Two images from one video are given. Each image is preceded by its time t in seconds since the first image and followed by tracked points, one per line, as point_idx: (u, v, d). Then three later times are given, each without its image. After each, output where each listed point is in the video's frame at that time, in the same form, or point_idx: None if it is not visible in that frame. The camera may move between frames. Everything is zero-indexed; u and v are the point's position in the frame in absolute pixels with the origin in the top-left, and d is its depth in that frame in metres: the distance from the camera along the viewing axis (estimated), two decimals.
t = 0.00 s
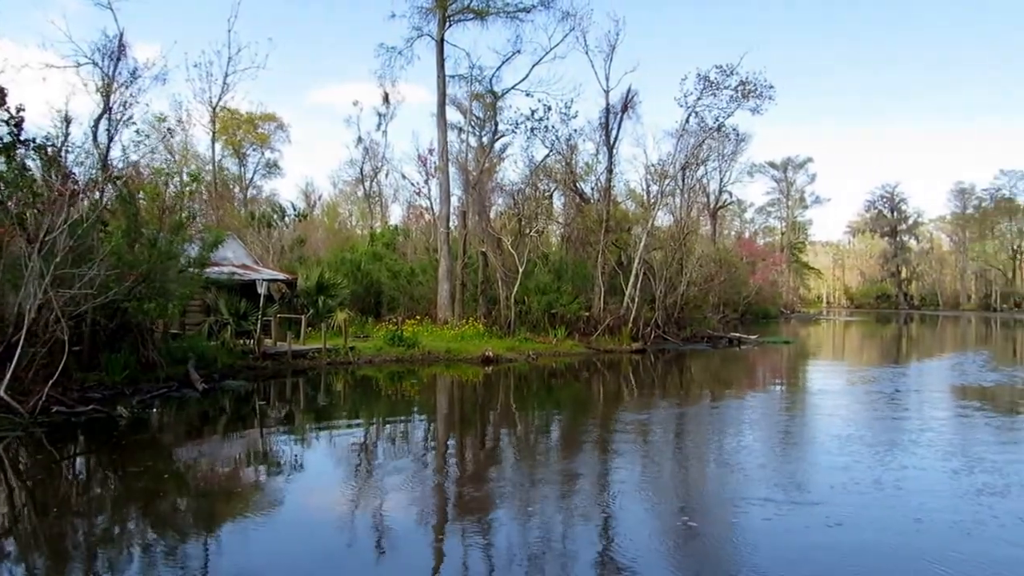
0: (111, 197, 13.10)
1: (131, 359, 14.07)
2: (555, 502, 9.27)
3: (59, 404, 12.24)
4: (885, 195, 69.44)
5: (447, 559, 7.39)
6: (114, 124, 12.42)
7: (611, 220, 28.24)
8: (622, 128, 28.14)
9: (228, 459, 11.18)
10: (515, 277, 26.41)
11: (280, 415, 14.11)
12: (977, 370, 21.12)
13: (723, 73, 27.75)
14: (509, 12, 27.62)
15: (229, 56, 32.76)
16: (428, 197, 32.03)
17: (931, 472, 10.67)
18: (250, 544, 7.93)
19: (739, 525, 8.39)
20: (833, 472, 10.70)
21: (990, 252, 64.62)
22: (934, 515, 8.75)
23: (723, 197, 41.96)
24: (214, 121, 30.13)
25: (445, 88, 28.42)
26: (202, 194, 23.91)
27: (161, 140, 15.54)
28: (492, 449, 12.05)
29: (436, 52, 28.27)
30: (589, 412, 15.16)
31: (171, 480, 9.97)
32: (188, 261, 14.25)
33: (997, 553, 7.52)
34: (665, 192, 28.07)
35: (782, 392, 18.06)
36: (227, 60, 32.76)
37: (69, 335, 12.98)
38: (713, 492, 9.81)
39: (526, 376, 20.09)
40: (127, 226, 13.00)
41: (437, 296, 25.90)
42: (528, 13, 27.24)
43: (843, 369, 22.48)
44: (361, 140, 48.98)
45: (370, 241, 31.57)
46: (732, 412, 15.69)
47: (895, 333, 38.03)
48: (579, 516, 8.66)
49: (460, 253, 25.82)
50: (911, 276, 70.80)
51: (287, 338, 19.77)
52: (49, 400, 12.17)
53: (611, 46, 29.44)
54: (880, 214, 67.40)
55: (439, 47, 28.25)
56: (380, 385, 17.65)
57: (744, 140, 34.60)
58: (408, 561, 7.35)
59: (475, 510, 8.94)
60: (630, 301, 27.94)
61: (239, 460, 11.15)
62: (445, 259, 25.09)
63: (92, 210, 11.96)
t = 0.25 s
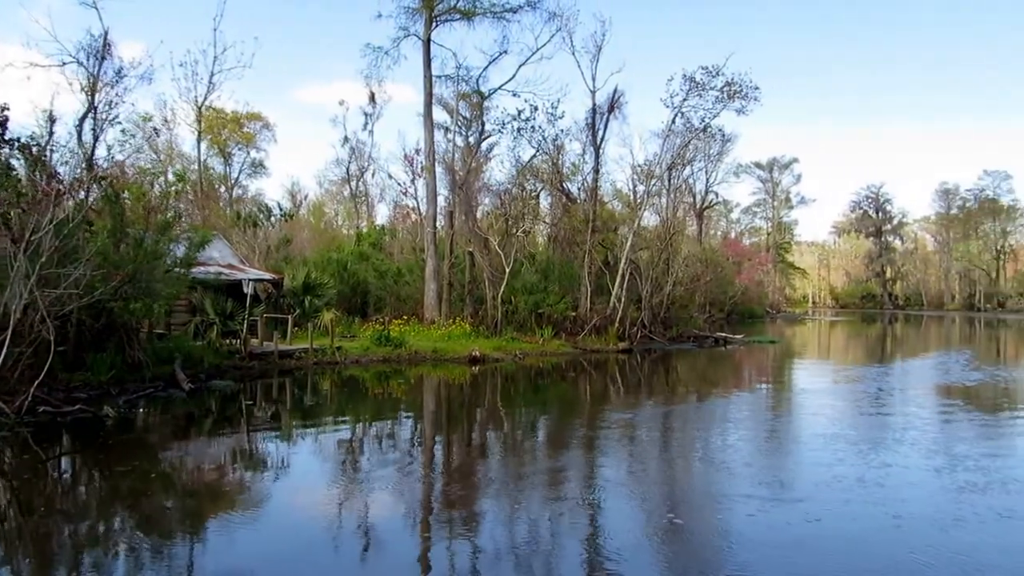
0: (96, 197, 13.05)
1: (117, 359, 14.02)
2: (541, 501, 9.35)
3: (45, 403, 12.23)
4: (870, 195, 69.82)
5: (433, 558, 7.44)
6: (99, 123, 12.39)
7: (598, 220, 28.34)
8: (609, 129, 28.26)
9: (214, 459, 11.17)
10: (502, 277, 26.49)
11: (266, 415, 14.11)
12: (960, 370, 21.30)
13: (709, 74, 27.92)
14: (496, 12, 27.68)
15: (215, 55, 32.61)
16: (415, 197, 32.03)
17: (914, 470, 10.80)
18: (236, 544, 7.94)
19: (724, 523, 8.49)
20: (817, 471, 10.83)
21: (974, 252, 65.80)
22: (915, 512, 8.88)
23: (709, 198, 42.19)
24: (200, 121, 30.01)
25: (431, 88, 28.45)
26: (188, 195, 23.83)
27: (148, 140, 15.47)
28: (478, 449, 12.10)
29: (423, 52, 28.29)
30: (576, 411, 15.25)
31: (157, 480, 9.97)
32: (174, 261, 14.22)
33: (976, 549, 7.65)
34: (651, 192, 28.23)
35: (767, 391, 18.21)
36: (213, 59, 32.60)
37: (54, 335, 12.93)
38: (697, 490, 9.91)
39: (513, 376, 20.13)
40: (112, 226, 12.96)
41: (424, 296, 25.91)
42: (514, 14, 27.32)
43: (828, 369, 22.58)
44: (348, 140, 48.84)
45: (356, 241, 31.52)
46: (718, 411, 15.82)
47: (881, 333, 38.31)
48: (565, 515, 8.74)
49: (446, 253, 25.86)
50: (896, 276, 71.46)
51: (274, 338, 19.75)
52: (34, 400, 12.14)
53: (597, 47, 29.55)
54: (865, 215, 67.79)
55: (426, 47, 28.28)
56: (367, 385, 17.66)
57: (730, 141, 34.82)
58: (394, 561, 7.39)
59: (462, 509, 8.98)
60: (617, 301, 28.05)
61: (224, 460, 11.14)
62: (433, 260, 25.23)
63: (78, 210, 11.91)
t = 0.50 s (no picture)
0: (82, 196, 12.99)
1: (103, 359, 13.98)
2: (528, 501, 9.41)
3: (31, 403, 12.22)
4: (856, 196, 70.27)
5: (420, 557, 7.50)
6: (84, 122, 12.34)
7: (585, 220, 28.44)
8: (595, 129, 28.38)
9: (201, 459, 11.18)
10: (488, 277, 26.54)
11: (253, 415, 14.11)
12: (943, 369, 21.51)
13: (696, 75, 28.08)
14: (482, 13, 27.73)
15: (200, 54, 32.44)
16: (401, 197, 32.03)
17: (896, 469, 10.94)
18: (222, 544, 7.97)
19: (708, 521, 8.59)
20: (801, 469, 10.96)
21: (958, 252, 66.80)
22: (898, 510, 9.00)
23: (696, 198, 42.41)
24: (185, 120, 29.87)
25: (418, 88, 28.46)
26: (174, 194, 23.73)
27: (133, 138, 15.42)
28: (465, 449, 12.17)
29: (410, 52, 28.30)
30: (562, 411, 15.34)
31: (144, 480, 9.98)
32: (160, 261, 14.18)
33: (956, 547, 7.77)
34: (638, 192, 28.40)
35: (752, 391, 18.36)
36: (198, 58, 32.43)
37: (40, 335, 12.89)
38: (682, 489, 10.01)
39: (500, 376, 20.17)
40: (99, 226, 12.91)
41: (411, 296, 25.92)
42: (501, 14, 27.39)
43: (813, 369, 22.74)
44: (334, 140, 48.68)
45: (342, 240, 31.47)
46: (703, 410, 15.94)
47: (866, 333, 38.64)
48: (552, 514, 8.81)
49: (433, 253, 25.87)
50: (881, 276, 72.10)
51: (260, 338, 19.72)
52: (21, 400, 12.13)
53: (583, 47, 29.66)
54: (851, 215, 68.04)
55: (413, 47, 28.29)
56: (354, 385, 17.67)
57: (716, 141, 35.03)
58: (380, 560, 7.44)
59: (449, 509, 9.04)
60: (603, 301, 28.17)
61: (210, 461, 11.14)
62: (419, 259, 25.13)
63: (64, 209, 11.86)
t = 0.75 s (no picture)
0: (67, 196, 12.94)
1: (89, 359, 13.93)
2: (514, 500, 9.48)
3: (18, 404, 12.22)
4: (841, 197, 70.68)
5: (407, 557, 7.53)
6: (70, 122, 12.29)
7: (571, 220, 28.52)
8: (582, 129, 28.50)
9: (187, 459, 11.17)
10: (475, 278, 26.60)
11: (239, 415, 14.11)
12: (926, 369, 21.73)
13: (682, 76, 28.24)
14: (470, 13, 27.78)
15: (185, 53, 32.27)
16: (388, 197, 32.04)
17: (879, 467, 11.08)
18: (208, 545, 7.97)
19: (693, 520, 8.69)
20: (785, 468, 11.07)
21: (943, 252, 67.50)
22: (880, 508, 9.12)
23: (683, 199, 42.61)
24: (171, 120, 29.73)
25: (405, 88, 28.48)
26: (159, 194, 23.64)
27: (119, 137, 15.36)
28: (452, 448, 12.21)
29: (397, 52, 28.31)
30: (549, 411, 15.44)
31: (130, 480, 9.99)
32: (146, 261, 14.13)
33: (937, 544, 7.89)
34: (624, 192, 28.56)
35: (738, 391, 18.50)
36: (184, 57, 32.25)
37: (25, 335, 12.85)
38: (668, 488, 10.07)
39: (486, 376, 20.25)
40: (84, 226, 12.86)
41: (398, 296, 25.93)
42: (488, 15, 27.44)
43: (799, 369, 22.91)
44: (321, 140, 48.53)
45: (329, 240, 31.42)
46: (689, 410, 16.07)
47: (853, 333, 38.98)
48: (538, 514, 8.87)
49: (420, 253, 25.89)
50: (866, 277, 72.71)
51: (247, 338, 19.70)
52: (7, 401, 12.12)
53: (570, 48, 29.76)
54: (836, 216, 68.64)
55: (400, 47, 28.31)
56: (340, 385, 17.71)
57: (703, 142, 35.22)
58: (367, 560, 7.47)
59: (436, 510, 9.07)
60: (590, 301, 28.28)
61: (196, 461, 11.14)
62: (406, 259, 25.10)
63: (49, 210, 11.82)
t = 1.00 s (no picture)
0: (53, 196, 12.89)
1: (76, 359, 13.89)
2: (501, 500, 9.53)
3: (4, 404, 12.19)
4: (828, 196, 70.11)
5: (394, 557, 7.59)
6: (56, 122, 12.25)
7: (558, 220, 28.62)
8: (569, 130, 28.61)
9: (173, 460, 11.17)
10: (463, 278, 26.65)
11: (226, 415, 14.12)
12: (910, 369, 21.96)
13: (669, 77, 28.40)
14: (457, 14, 27.82)
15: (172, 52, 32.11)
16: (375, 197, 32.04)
17: (863, 466, 11.21)
18: (194, 545, 7.99)
19: (679, 518, 8.78)
20: (769, 467, 11.19)
21: (929, 253, 68.41)
22: (863, 506, 9.25)
23: (669, 199, 42.80)
24: (157, 119, 29.57)
25: (392, 88, 28.48)
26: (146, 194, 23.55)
27: (104, 136, 15.29)
28: (439, 449, 12.26)
29: (384, 52, 28.31)
30: (536, 411, 15.52)
31: (117, 481, 9.99)
32: (132, 261, 14.08)
33: (919, 542, 8.01)
34: (611, 192, 28.69)
35: (724, 390, 18.64)
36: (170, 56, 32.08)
37: (11, 336, 12.80)
38: (654, 487, 10.17)
39: (473, 376, 20.33)
40: (70, 226, 12.82)
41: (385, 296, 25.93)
42: (476, 15, 27.49)
43: (784, 369, 23.09)
44: (307, 140, 48.36)
45: (316, 240, 31.37)
46: (675, 409, 16.19)
47: (838, 333, 39.35)
48: (526, 514, 8.93)
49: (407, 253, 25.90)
50: (852, 277, 73.26)
51: (233, 338, 19.67)
52: None
53: (558, 48, 29.85)
54: (824, 216, 68.26)
55: (387, 47, 28.31)
56: (327, 385, 17.73)
57: (689, 143, 35.41)
58: (354, 561, 7.52)
59: (423, 510, 9.11)
60: (577, 301, 28.41)
61: (183, 462, 11.12)
62: (393, 259, 25.20)
63: (35, 209, 11.77)
